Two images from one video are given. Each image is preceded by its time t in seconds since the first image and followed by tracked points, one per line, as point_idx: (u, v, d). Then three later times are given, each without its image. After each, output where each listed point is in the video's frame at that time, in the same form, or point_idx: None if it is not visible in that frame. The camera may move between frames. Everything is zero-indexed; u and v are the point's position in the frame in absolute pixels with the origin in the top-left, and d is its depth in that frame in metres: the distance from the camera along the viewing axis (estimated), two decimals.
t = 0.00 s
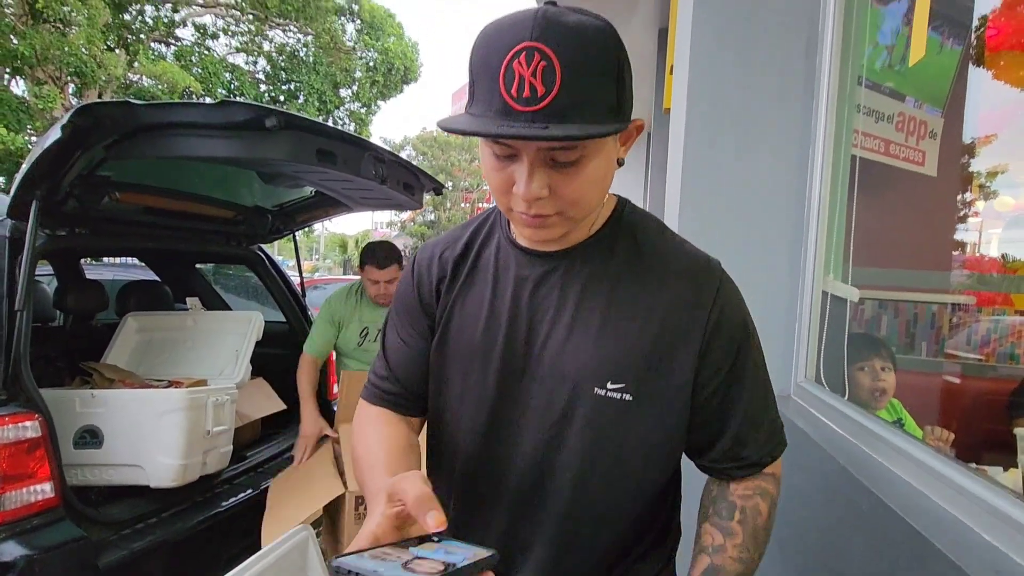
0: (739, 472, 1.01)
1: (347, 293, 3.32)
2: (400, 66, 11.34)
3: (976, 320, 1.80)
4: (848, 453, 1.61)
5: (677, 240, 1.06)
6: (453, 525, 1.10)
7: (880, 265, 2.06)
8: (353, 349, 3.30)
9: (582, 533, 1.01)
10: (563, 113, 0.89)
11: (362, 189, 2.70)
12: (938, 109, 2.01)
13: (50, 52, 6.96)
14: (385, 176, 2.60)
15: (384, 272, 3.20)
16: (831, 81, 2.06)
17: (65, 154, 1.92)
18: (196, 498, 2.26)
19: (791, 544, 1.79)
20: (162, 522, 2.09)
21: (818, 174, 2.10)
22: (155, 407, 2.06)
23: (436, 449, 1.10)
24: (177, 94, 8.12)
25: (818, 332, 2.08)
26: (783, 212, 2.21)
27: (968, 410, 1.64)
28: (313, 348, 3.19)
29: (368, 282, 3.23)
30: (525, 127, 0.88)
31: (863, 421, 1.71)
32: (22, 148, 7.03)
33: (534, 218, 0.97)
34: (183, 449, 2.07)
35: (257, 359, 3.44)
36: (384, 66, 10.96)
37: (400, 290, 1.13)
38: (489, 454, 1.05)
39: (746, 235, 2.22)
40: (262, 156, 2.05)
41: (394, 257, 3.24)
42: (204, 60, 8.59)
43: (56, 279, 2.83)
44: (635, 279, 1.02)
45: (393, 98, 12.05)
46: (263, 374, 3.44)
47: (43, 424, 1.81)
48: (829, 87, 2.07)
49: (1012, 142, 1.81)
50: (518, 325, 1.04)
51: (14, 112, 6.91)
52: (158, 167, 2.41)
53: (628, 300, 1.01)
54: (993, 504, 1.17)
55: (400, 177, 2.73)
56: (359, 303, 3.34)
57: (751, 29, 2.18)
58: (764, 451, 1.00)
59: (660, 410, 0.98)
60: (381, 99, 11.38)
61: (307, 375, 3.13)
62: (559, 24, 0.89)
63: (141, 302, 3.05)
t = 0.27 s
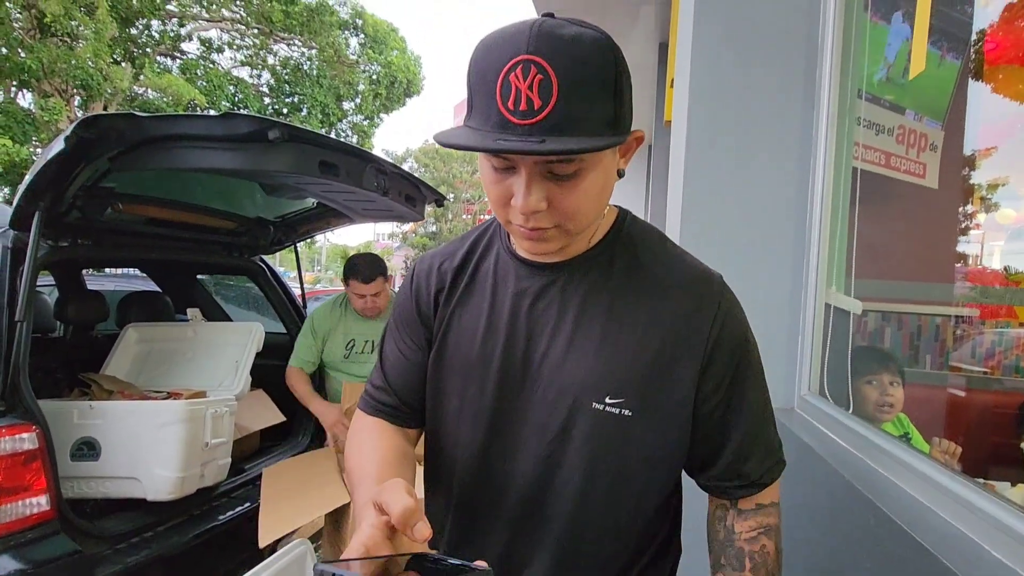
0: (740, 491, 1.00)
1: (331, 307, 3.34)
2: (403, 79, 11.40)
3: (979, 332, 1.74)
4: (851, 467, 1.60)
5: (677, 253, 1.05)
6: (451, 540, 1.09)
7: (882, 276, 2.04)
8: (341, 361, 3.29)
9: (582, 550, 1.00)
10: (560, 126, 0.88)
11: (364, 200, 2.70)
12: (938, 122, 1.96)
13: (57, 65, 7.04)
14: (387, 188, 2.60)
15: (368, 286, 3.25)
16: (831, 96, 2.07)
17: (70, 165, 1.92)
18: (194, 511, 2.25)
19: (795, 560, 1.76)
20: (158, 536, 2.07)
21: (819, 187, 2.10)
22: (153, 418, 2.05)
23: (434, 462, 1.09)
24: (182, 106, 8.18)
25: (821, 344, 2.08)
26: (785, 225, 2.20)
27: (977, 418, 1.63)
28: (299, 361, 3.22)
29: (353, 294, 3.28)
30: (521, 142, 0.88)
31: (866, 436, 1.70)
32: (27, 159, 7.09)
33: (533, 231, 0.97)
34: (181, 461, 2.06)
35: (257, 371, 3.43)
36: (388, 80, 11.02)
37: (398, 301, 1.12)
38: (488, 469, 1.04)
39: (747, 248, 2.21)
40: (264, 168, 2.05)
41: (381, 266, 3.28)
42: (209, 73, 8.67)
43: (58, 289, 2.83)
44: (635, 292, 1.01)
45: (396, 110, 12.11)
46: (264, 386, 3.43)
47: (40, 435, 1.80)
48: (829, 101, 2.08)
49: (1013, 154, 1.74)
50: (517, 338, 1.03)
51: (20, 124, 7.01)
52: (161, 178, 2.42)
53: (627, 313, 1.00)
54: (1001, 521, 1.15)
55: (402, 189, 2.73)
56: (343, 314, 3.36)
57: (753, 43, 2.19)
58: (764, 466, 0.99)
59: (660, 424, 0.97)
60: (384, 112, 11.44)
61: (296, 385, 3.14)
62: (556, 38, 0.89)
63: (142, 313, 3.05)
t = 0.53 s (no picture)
0: (746, 512, 0.98)
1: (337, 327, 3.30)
2: (407, 92, 11.44)
3: (986, 346, 1.79)
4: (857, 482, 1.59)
5: (680, 268, 1.05)
6: (454, 558, 1.08)
7: (885, 288, 2.06)
8: (342, 382, 3.27)
9: (586, 568, 0.99)
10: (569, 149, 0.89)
11: (369, 213, 2.71)
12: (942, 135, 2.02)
13: (68, 79, 7.14)
14: (392, 202, 2.61)
15: (379, 318, 3.19)
16: (834, 110, 2.07)
17: (78, 179, 1.94)
18: (197, 524, 2.24)
19: None
20: (159, 550, 2.05)
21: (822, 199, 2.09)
22: (157, 430, 2.05)
23: (438, 477, 1.09)
24: (189, 119, 8.26)
25: (826, 358, 2.07)
26: (789, 238, 2.20)
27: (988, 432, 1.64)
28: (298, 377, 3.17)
29: (362, 325, 3.22)
30: (531, 165, 0.88)
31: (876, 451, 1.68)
32: (35, 171, 7.16)
33: (541, 249, 0.98)
34: (184, 473, 2.06)
35: (261, 383, 3.43)
36: (393, 93, 11.07)
37: (404, 313, 1.12)
38: (491, 484, 1.04)
39: (751, 262, 2.21)
40: (271, 181, 2.06)
41: (390, 293, 3.23)
42: (216, 87, 8.76)
43: (64, 301, 2.85)
44: (641, 308, 1.02)
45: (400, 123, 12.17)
46: (267, 398, 3.43)
47: (44, 448, 1.81)
48: (832, 116, 2.07)
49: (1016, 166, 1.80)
50: (522, 353, 1.03)
51: (30, 137, 7.10)
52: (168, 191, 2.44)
53: (632, 329, 1.01)
54: (1010, 540, 1.14)
55: (407, 202, 2.75)
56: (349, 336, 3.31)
57: (756, 57, 2.20)
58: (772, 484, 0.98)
59: (664, 440, 0.97)
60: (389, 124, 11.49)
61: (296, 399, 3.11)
62: (566, 60, 0.90)
63: (147, 324, 3.06)
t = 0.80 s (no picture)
0: (750, 531, 1.00)
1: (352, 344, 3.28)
2: (413, 104, 11.48)
3: (992, 358, 1.69)
4: (864, 501, 1.58)
5: (686, 286, 1.06)
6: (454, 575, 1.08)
7: (888, 301, 2.03)
8: (352, 400, 3.26)
9: None
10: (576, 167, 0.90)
11: (373, 225, 2.72)
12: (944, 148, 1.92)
13: (77, 91, 7.21)
14: (396, 213, 2.63)
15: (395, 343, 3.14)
16: (835, 123, 2.10)
17: (86, 192, 1.96)
18: (199, 536, 2.24)
19: None
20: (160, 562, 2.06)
21: (824, 212, 2.11)
22: (159, 442, 2.06)
23: (441, 493, 1.09)
24: (196, 130, 8.32)
25: (830, 371, 2.07)
26: (790, 252, 2.20)
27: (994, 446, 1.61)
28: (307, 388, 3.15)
29: (380, 349, 3.18)
30: (538, 185, 0.89)
31: (881, 463, 1.68)
32: (43, 181, 7.23)
33: (546, 267, 0.98)
34: (184, 485, 2.06)
35: (264, 393, 3.44)
36: (398, 104, 11.12)
37: (406, 330, 1.12)
38: (494, 501, 1.03)
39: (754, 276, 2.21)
40: (275, 194, 2.07)
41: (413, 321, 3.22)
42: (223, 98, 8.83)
43: (69, 311, 2.87)
44: (646, 326, 1.02)
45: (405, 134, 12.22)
46: (270, 409, 3.43)
47: (46, 460, 1.81)
48: (833, 130, 2.10)
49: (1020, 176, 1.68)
50: (526, 370, 1.03)
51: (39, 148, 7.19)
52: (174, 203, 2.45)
53: (636, 345, 1.01)
54: (1012, 556, 1.14)
55: (410, 214, 2.77)
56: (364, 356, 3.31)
57: (758, 71, 2.22)
58: (774, 505, 0.99)
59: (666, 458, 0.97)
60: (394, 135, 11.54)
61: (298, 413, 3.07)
62: (572, 79, 0.91)
63: (152, 334, 3.07)
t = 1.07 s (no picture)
0: (762, 547, 1.01)
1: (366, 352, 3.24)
2: (416, 113, 11.52)
3: (999, 366, 1.63)
4: (873, 513, 1.57)
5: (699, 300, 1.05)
6: None
7: (892, 309, 2.01)
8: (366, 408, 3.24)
9: None
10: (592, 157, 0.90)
11: (376, 234, 2.73)
12: (946, 155, 1.90)
13: (84, 102, 7.26)
14: (398, 222, 2.63)
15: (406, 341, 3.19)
16: (836, 134, 2.10)
17: (90, 201, 1.97)
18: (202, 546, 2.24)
19: None
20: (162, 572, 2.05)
21: (828, 220, 2.11)
22: (162, 450, 2.06)
23: (447, 507, 1.08)
24: (201, 140, 8.35)
25: (835, 380, 2.07)
26: (793, 261, 2.19)
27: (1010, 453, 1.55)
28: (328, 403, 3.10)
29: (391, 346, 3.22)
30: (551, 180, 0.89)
31: (889, 475, 1.67)
32: (51, 192, 7.25)
33: (555, 273, 0.97)
34: (187, 494, 2.07)
35: (266, 402, 3.44)
36: (401, 113, 11.15)
37: (407, 343, 1.10)
38: (498, 514, 1.02)
39: (758, 285, 2.21)
40: (278, 204, 2.08)
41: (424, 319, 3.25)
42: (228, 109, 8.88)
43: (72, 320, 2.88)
44: (660, 341, 1.01)
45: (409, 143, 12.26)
46: (272, 418, 3.43)
47: (48, 469, 1.81)
48: (835, 140, 2.10)
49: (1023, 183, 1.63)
50: (534, 384, 1.02)
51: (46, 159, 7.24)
52: (177, 213, 2.46)
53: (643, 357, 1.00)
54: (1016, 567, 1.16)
55: (413, 223, 2.77)
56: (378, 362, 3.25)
57: (760, 79, 2.22)
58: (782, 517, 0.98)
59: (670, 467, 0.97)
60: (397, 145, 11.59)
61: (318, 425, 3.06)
62: (584, 81, 0.91)
63: (155, 343, 3.08)
